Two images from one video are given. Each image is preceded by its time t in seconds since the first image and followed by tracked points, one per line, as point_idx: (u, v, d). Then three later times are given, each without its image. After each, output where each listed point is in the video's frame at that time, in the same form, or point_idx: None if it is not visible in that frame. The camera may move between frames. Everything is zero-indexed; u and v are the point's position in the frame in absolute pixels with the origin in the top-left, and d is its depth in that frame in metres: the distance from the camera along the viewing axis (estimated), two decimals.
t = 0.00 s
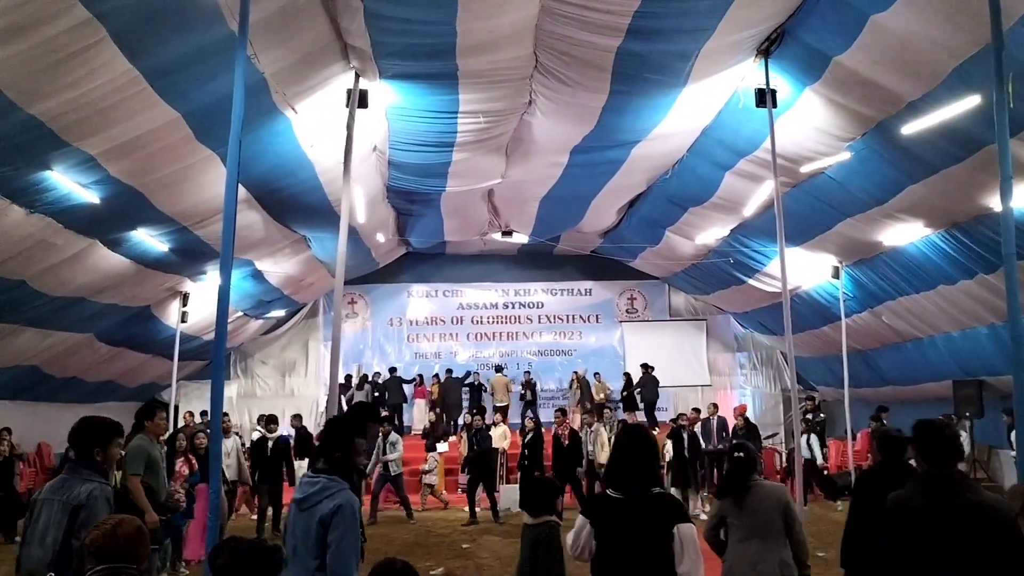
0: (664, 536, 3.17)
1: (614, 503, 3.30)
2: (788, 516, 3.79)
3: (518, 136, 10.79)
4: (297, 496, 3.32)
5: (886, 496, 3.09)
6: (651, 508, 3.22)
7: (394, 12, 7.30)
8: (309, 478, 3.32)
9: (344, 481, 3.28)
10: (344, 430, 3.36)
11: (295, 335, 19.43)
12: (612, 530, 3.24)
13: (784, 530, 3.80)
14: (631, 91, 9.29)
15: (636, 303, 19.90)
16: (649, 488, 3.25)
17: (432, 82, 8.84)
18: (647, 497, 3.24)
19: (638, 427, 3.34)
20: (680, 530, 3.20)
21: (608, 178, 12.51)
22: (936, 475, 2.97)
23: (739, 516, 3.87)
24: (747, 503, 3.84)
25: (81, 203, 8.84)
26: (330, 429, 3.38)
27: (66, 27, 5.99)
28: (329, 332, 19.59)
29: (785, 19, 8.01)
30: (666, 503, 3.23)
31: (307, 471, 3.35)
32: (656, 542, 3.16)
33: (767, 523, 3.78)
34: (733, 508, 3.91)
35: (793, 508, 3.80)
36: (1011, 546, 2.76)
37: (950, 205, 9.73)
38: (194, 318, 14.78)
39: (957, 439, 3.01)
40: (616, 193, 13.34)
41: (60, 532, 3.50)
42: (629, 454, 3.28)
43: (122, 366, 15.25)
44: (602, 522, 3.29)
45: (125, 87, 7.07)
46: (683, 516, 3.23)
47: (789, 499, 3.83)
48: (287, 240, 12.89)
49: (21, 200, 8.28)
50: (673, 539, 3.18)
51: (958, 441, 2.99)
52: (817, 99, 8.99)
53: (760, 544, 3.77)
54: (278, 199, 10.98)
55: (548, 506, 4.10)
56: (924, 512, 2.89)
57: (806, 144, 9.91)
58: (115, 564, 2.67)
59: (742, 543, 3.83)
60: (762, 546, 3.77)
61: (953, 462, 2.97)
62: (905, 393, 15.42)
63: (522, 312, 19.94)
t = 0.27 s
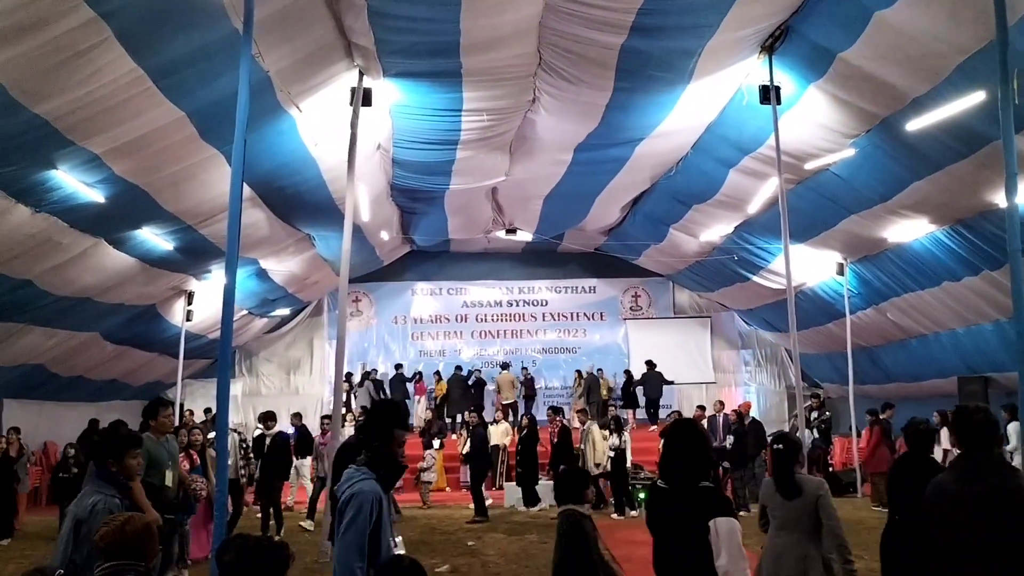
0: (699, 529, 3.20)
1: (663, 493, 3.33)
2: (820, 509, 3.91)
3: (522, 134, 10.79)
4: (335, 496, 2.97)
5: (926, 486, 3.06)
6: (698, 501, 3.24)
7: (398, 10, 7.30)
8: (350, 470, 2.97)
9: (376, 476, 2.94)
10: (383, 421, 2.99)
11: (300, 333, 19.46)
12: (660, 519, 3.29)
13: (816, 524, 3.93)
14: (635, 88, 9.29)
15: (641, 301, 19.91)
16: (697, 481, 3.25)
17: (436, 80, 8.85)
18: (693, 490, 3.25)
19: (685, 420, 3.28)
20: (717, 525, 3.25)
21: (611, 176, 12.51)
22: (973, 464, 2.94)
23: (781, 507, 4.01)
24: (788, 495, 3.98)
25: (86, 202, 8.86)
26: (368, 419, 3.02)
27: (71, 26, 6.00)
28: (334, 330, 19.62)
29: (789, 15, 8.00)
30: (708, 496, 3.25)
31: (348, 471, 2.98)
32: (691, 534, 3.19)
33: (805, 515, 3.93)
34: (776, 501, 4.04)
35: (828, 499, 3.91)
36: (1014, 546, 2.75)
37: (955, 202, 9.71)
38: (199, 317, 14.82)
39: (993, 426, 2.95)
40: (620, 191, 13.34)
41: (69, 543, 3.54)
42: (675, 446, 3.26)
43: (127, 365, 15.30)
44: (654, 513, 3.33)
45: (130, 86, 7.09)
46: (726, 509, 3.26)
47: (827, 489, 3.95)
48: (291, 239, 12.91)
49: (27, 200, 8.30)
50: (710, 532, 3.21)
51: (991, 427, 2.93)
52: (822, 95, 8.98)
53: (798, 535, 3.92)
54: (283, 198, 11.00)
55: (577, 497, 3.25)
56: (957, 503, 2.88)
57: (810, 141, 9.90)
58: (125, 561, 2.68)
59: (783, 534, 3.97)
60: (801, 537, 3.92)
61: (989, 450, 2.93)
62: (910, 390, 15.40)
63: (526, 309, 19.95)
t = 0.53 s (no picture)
0: (711, 526, 3.58)
1: (697, 493, 3.72)
2: (836, 505, 3.91)
3: (527, 131, 10.79)
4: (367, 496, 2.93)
5: (955, 491, 3.23)
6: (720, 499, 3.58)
7: (401, 8, 7.30)
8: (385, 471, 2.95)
9: (406, 481, 2.90)
10: (413, 423, 2.97)
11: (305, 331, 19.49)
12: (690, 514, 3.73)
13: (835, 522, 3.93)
14: (639, 85, 9.28)
15: (646, 298, 19.91)
16: (722, 481, 3.61)
17: (441, 79, 8.85)
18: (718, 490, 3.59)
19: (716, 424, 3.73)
20: (737, 525, 3.46)
21: (616, 173, 12.50)
22: (989, 465, 3.10)
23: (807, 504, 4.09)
24: (810, 490, 4.03)
25: (92, 200, 8.89)
26: (400, 421, 3.00)
27: (77, 24, 6.02)
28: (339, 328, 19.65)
29: (795, 12, 7.98)
30: (733, 495, 3.55)
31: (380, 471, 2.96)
32: (713, 532, 3.57)
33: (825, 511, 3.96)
34: (803, 497, 4.09)
35: (844, 499, 3.89)
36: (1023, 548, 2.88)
37: (961, 199, 9.68)
38: (205, 315, 14.86)
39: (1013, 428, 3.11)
40: (625, 189, 13.33)
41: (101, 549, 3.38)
42: (705, 449, 3.68)
43: (133, 363, 15.35)
44: (690, 509, 3.75)
45: (135, 85, 7.11)
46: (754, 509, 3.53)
47: (845, 489, 3.92)
48: (297, 237, 12.94)
49: (33, 198, 8.33)
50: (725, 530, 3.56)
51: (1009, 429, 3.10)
52: (827, 92, 8.95)
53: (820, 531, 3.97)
54: (288, 196, 11.03)
55: (600, 496, 3.48)
56: (972, 502, 3.05)
57: (815, 137, 9.88)
58: (128, 557, 2.69)
59: (809, 530, 4.04)
60: (821, 533, 3.97)
61: (1007, 451, 3.08)
62: (916, 387, 15.36)
63: (532, 307, 19.95)
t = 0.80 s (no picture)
0: (738, 525, 3.44)
1: (721, 492, 3.56)
2: (858, 500, 3.92)
3: (531, 128, 10.79)
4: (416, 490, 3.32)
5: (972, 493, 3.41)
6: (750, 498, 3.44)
7: (405, 5, 7.31)
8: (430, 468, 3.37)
9: (456, 470, 3.33)
10: (460, 424, 3.43)
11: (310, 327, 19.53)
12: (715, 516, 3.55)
13: (855, 519, 3.94)
14: (643, 83, 9.27)
15: (651, 296, 19.89)
16: (749, 480, 3.47)
17: (444, 76, 8.86)
18: (748, 489, 3.46)
19: (740, 423, 3.54)
20: (763, 522, 3.42)
21: (620, 171, 12.49)
22: (1005, 468, 3.28)
23: (824, 505, 4.09)
24: (827, 490, 4.04)
25: (97, 196, 8.92)
26: (449, 424, 3.46)
27: (81, 21, 6.04)
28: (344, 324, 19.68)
29: (800, 10, 7.96)
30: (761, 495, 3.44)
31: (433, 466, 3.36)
32: (735, 532, 3.44)
33: (844, 509, 3.98)
34: (822, 499, 4.09)
35: (866, 494, 3.89)
36: None
37: (966, 198, 9.65)
38: (209, 311, 14.90)
39: None
40: (629, 186, 13.32)
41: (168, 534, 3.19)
42: (729, 447, 3.50)
43: (138, 358, 15.41)
44: (713, 509, 3.58)
45: (140, 82, 7.13)
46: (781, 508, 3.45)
47: (867, 486, 3.93)
48: (301, 233, 12.97)
49: (38, 193, 8.36)
50: (752, 527, 3.41)
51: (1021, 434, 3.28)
52: (832, 90, 8.93)
53: (839, 530, 3.98)
54: (292, 192, 11.05)
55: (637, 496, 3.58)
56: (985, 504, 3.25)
57: (820, 135, 9.86)
58: (127, 551, 2.71)
59: (828, 530, 4.04)
60: (842, 532, 3.96)
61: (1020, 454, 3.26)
62: (921, 386, 15.32)
63: (536, 304, 19.94)
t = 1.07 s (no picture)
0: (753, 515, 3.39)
1: (737, 484, 3.55)
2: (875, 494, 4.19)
3: (533, 127, 10.79)
4: (452, 478, 3.54)
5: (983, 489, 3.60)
6: (767, 489, 3.39)
7: (406, 3, 7.31)
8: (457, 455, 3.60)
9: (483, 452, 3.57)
10: (477, 412, 3.68)
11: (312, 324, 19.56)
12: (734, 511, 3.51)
13: (873, 510, 4.22)
14: (645, 82, 9.25)
15: (653, 296, 19.89)
16: (766, 472, 3.43)
17: (446, 74, 8.87)
18: (764, 480, 3.42)
19: (758, 417, 3.53)
20: (776, 512, 3.31)
21: (622, 170, 12.48)
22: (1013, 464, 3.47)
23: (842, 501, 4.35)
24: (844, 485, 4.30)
25: (99, 191, 8.94)
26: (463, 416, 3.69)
27: (82, 16, 6.05)
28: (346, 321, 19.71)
29: (803, 10, 7.94)
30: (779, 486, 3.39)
31: (461, 453, 3.58)
32: (749, 524, 3.41)
33: (862, 503, 4.24)
34: (839, 495, 4.35)
35: (880, 486, 4.15)
36: None
37: (969, 199, 9.62)
38: (212, 307, 14.93)
39: None
40: (631, 185, 13.31)
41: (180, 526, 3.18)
42: (746, 439, 3.48)
43: (141, 353, 15.44)
44: (731, 504, 3.57)
45: (141, 77, 7.14)
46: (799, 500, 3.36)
47: (881, 477, 4.20)
48: (303, 230, 12.99)
49: (40, 188, 8.38)
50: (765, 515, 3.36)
51: None
52: (834, 90, 8.91)
53: (859, 523, 4.24)
54: (294, 189, 11.06)
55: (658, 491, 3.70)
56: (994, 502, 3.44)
57: (822, 135, 9.84)
58: (118, 545, 2.73)
59: (847, 525, 4.30)
60: (861, 525, 4.23)
61: None
62: (923, 387, 15.29)
63: (539, 303, 19.94)
